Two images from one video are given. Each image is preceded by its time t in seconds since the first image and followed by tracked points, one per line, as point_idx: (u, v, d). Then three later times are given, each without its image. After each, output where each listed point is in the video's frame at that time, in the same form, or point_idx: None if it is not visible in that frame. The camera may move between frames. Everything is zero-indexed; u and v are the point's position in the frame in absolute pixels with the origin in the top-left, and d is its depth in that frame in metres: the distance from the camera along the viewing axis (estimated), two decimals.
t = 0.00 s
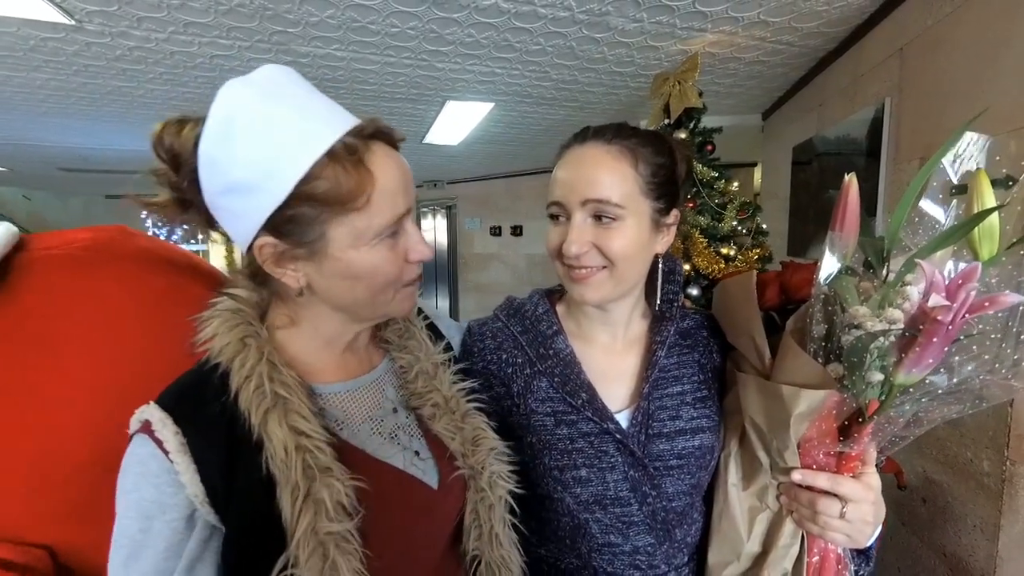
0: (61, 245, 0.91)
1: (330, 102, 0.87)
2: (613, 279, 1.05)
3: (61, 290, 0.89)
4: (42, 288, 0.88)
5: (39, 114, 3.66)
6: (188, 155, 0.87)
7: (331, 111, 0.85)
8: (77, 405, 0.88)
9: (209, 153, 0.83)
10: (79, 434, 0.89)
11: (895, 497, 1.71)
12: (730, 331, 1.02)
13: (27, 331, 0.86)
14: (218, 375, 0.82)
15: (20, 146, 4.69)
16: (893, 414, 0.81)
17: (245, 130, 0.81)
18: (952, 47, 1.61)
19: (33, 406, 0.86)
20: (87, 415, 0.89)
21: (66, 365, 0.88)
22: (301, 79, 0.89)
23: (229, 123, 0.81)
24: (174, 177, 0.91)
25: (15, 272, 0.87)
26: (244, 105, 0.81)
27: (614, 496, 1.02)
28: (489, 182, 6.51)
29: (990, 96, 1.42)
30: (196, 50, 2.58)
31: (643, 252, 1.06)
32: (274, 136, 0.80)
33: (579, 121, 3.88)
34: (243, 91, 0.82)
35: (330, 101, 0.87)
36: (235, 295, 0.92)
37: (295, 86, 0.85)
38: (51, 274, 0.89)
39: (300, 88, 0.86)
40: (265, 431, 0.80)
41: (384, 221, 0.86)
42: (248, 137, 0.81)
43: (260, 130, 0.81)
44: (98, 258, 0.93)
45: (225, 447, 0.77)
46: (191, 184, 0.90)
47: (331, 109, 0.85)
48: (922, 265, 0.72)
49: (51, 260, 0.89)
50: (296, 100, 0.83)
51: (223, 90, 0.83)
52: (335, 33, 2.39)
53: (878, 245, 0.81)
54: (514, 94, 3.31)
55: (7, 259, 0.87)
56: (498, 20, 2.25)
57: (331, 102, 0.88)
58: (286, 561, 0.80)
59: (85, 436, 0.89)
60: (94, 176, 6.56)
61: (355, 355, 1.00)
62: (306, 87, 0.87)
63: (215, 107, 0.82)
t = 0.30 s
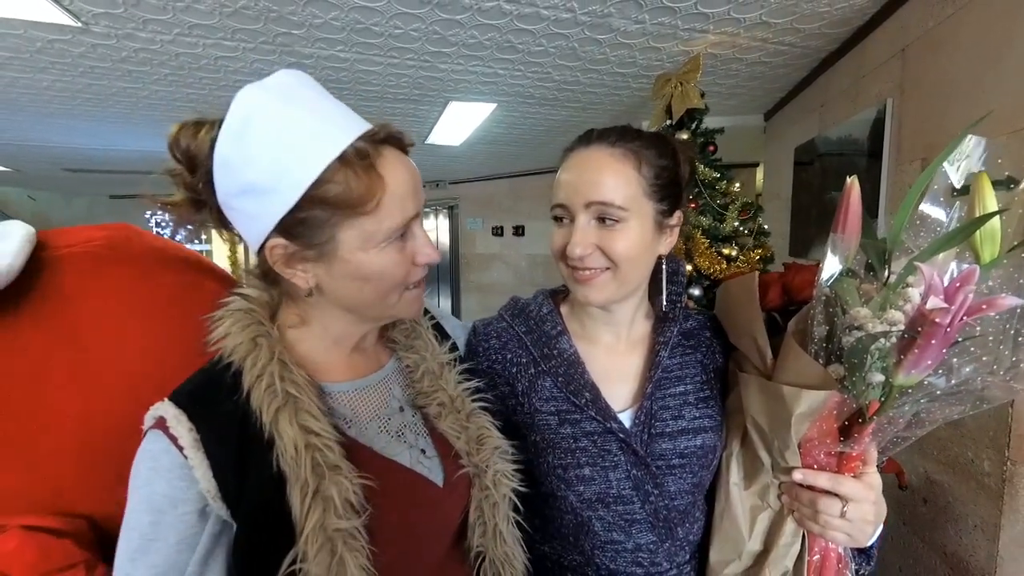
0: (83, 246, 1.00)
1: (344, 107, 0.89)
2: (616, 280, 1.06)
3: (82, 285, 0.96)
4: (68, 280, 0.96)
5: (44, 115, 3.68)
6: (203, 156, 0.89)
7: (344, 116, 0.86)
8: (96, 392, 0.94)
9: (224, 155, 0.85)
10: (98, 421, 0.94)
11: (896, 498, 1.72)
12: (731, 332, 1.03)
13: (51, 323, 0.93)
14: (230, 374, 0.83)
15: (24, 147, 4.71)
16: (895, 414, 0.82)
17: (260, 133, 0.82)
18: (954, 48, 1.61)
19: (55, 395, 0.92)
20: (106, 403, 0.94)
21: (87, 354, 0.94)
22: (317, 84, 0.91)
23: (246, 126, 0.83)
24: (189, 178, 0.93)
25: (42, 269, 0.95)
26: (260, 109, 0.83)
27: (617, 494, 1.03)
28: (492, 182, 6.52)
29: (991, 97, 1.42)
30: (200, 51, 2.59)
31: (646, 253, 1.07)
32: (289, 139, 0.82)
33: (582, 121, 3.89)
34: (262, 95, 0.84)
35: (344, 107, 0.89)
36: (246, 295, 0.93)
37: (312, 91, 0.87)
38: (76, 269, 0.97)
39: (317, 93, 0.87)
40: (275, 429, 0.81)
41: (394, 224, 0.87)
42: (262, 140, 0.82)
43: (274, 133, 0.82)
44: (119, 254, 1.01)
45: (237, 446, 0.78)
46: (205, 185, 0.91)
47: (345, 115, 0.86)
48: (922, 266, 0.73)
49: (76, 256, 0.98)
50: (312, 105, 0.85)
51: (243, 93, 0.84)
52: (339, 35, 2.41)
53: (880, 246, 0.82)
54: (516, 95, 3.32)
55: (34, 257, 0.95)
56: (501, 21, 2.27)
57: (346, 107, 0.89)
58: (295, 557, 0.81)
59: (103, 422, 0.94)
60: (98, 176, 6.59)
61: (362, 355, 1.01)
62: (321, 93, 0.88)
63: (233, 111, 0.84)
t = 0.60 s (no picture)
0: (84, 241, 1.05)
1: (343, 109, 0.90)
2: (616, 280, 1.08)
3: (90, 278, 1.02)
4: (78, 275, 1.02)
5: (49, 117, 3.71)
6: (206, 159, 0.91)
7: (343, 118, 0.87)
8: (112, 376, 1.00)
9: (225, 157, 0.86)
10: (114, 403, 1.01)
11: (896, 497, 1.73)
12: (729, 332, 1.04)
13: (64, 312, 0.99)
14: (234, 373, 0.85)
15: (30, 149, 4.75)
16: (890, 412, 0.83)
17: (260, 135, 0.84)
18: (954, 48, 1.62)
19: (74, 379, 0.98)
20: (122, 386, 1.01)
21: (101, 341, 1.00)
22: (316, 87, 0.92)
23: (247, 128, 0.85)
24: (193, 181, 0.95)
25: (47, 263, 1.00)
26: (260, 111, 0.85)
27: (617, 492, 1.04)
28: (494, 182, 6.53)
29: (991, 98, 1.43)
30: (203, 54, 2.61)
31: (645, 254, 1.09)
32: (288, 141, 0.83)
33: (583, 122, 3.91)
34: (262, 98, 0.85)
35: (343, 109, 0.90)
36: (247, 297, 0.94)
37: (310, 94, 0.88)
38: (84, 264, 1.03)
39: (317, 96, 0.89)
40: (280, 426, 0.83)
41: (392, 225, 0.89)
42: (261, 142, 0.84)
43: (273, 135, 0.84)
44: (122, 249, 1.07)
45: (242, 444, 0.80)
46: (208, 188, 0.93)
47: (344, 117, 0.88)
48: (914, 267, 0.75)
49: (82, 252, 1.03)
50: (312, 107, 0.86)
51: (244, 96, 0.86)
52: (341, 37, 2.42)
53: (875, 247, 0.84)
54: (518, 96, 3.33)
55: (38, 250, 1.00)
56: (502, 23, 2.28)
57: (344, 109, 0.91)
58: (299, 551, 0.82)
59: (117, 404, 1.01)
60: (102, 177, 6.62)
61: (364, 355, 1.03)
62: (320, 95, 0.90)
63: (234, 113, 0.86)
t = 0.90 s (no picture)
0: (80, 240, 1.05)
1: (348, 116, 0.92)
2: (613, 282, 1.09)
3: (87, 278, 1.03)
4: (77, 274, 1.03)
5: (53, 118, 3.73)
6: (213, 164, 0.93)
7: (348, 125, 0.89)
8: (111, 376, 1.02)
9: (232, 163, 0.88)
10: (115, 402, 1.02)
11: (896, 497, 1.74)
12: (726, 333, 1.05)
13: (63, 313, 1.00)
14: (236, 375, 0.86)
15: (35, 150, 4.77)
16: (883, 413, 0.84)
17: (266, 142, 0.86)
18: (954, 50, 1.63)
19: (77, 379, 1.00)
20: (122, 385, 1.03)
21: (100, 340, 1.02)
22: (321, 94, 0.94)
23: (254, 135, 0.86)
24: (199, 185, 0.96)
25: (46, 263, 1.01)
26: (267, 119, 0.86)
27: (615, 492, 1.05)
28: (496, 183, 6.54)
29: (991, 99, 1.44)
30: (207, 56, 2.63)
31: (642, 256, 1.10)
32: (294, 147, 0.85)
33: (584, 122, 3.91)
34: (269, 105, 0.87)
35: (347, 115, 0.92)
36: (252, 299, 0.96)
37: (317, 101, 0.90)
38: (83, 262, 1.03)
39: (323, 103, 0.91)
40: (280, 428, 0.84)
41: (394, 229, 0.90)
42: (268, 149, 0.86)
43: (280, 142, 0.85)
44: (120, 246, 1.07)
45: (244, 445, 0.82)
46: (215, 192, 0.94)
47: (349, 124, 0.90)
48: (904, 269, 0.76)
49: (81, 249, 1.04)
50: (318, 115, 0.88)
51: (250, 102, 0.88)
52: (344, 39, 2.44)
53: (869, 250, 0.86)
54: (520, 97, 3.35)
55: (37, 249, 1.01)
56: (503, 25, 2.29)
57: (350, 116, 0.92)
58: (297, 552, 0.85)
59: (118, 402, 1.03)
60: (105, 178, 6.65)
61: (365, 356, 1.05)
62: (326, 102, 0.92)
63: (240, 120, 0.87)
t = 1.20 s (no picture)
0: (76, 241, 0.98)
1: (346, 114, 0.92)
2: (614, 282, 1.08)
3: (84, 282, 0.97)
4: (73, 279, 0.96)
5: (56, 118, 3.74)
6: (213, 164, 0.93)
7: (346, 123, 0.89)
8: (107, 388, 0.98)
9: (231, 162, 0.88)
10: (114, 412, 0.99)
11: (898, 497, 1.73)
12: (727, 334, 1.05)
13: (61, 321, 0.95)
14: (239, 375, 0.86)
15: (38, 149, 4.78)
16: (885, 415, 0.84)
17: (265, 141, 0.86)
18: (957, 50, 1.62)
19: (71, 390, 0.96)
20: (119, 392, 0.99)
21: (94, 346, 0.97)
22: (319, 92, 0.94)
23: (252, 134, 0.86)
24: (200, 185, 0.96)
25: (40, 266, 0.95)
26: (265, 118, 0.86)
27: (615, 493, 1.05)
28: (497, 182, 6.54)
29: (994, 99, 1.43)
30: (209, 56, 2.63)
31: (643, 256, 1.10)
32: (293, 146, 0.85)
33: (586, 122, 3.91)
34: (267, 104, 0.87)
35: (345, 113, 0.92)
36: (253, 299, 0.96)
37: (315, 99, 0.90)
38: (80, 266, 0.97)
39: (321, 101, 0.91)
40: (282, 428, 0.84)
41: (393, 227, 0.90)
42: (267, 147, 0.85)
43: (279, 140, 0.85)
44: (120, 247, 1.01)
45: (245, 445, 0.82)
46: (214, 192, 0.95)
47: (347, 121, 0.90)
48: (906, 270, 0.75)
49: (78, 249, 0.97)
50: (316, 113, 0.88)
51: (249, 102, 0.88)
52: (346, 39, 2.44)
53: (870, 250, 0.85)
54: (521, 97, 3.35)
55: (28, 248, 0.94)
56: (505, 25, 2.29)
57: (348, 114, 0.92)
58: (298, 551, 0.85)
59: (118, 411, 0.99)
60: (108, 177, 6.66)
61: (365, 356, 1.04)
62: (324, 101, 0.92)
63: (238, 119, 0.87)
